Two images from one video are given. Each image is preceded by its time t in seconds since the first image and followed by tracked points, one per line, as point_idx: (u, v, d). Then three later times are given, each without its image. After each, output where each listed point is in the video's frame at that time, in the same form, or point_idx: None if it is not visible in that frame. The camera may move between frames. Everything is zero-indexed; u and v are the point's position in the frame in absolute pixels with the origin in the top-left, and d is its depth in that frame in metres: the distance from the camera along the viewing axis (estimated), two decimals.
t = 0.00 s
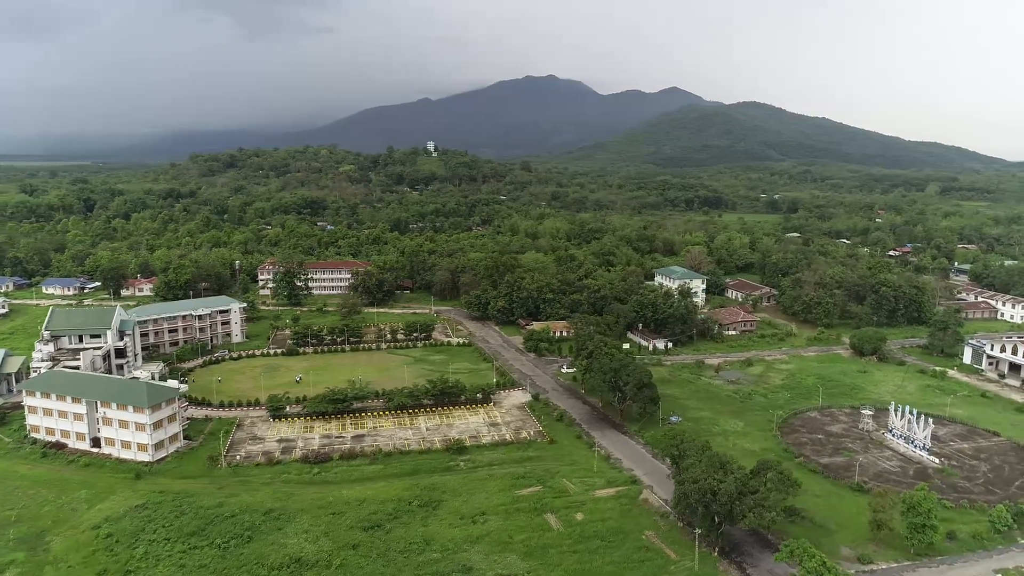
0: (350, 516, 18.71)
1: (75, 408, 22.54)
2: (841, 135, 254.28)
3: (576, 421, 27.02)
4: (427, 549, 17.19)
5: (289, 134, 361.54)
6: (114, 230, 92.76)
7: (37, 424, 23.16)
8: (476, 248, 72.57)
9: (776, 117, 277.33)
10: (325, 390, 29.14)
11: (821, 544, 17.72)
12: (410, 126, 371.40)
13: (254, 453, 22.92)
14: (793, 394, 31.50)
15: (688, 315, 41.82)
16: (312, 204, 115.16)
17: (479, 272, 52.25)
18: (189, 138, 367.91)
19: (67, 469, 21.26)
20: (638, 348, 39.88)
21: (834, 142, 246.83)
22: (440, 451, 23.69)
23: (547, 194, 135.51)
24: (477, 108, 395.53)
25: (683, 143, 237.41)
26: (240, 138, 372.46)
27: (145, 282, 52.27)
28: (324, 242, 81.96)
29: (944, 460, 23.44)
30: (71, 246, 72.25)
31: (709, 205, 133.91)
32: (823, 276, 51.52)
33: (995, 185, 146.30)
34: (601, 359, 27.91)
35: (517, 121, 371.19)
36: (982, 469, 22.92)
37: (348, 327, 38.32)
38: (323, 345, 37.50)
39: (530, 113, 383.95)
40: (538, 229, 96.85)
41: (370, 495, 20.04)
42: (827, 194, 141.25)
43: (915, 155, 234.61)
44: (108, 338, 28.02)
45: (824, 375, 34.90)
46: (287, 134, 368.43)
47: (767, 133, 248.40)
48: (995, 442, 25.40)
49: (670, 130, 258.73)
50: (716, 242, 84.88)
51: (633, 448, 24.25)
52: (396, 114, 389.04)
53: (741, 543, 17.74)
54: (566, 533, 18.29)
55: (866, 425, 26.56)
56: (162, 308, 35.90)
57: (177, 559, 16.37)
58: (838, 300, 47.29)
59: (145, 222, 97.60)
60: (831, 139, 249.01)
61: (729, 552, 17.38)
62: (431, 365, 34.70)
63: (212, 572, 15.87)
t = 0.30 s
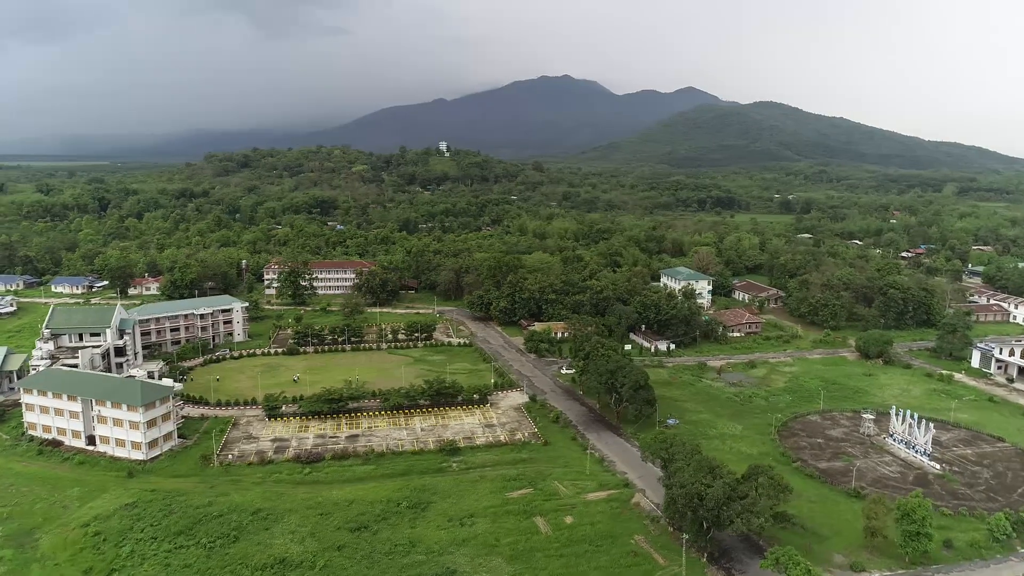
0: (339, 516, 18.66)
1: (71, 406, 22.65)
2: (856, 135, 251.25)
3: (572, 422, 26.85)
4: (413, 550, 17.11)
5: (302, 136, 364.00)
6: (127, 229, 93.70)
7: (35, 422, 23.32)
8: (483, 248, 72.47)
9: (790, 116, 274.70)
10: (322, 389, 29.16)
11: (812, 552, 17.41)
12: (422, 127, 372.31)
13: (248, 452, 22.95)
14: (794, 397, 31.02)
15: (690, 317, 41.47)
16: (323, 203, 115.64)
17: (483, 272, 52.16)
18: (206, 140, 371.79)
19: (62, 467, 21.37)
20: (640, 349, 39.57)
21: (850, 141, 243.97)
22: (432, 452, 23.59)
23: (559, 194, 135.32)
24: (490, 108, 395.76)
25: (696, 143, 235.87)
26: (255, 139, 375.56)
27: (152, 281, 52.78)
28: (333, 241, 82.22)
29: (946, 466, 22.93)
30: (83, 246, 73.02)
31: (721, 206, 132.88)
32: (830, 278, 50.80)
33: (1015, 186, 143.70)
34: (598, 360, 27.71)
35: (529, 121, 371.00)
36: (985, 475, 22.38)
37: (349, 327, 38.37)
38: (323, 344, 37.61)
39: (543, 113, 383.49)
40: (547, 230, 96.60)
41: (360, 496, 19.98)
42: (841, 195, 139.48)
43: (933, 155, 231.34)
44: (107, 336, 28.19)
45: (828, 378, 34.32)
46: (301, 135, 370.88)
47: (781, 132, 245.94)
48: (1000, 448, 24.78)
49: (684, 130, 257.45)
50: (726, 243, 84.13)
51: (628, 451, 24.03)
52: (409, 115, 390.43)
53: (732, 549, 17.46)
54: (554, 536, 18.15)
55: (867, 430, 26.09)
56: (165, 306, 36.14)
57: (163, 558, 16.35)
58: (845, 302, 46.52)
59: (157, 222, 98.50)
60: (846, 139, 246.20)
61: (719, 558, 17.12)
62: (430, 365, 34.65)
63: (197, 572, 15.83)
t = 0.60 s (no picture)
0: (329, 516, 18.67)
1: (71, 404, 22.88)
2: (878, 135, 247.16)
3: (571, 424, 26.65)
4: (400, 552, 17.04)
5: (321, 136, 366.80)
6: (143, 228, 94.89)
7: (37, 419, 23.60)
8: (493, 248, 72.32)
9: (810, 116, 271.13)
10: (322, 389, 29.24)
11: (807, 559, 17.05)
12: (439, 127, 373.27)
13: (245, 451, 23.05)
14: (799, 401, 30.51)
15: (697, 318, 41.01)
16: (338, 203, 116.29)
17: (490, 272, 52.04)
18: (226, 141, 375.90)
19: (61, 463, 21.60)
20: (645, 351, 39.26)
21: (871, 141, 240.03)
22: (428, 453, 23.51)
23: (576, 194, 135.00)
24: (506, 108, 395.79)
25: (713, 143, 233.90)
26: (274, 140, 379.04)
27: (163, 279, 53.48)
28: (345, 241, 82.63)
29: (951, 473, 22.40)
30: (100, 244, 73.99)
31: (737, 206, 131.43)
32: (842, 279, 49.93)
33: None
34: (598, 362, 27.48)
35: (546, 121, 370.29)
36: (991, 483, 21.82)
37: (353, 326, 38.49)
38: (328, 343, 37.75)
39: (559, 112, 382.59)
40: (560, 230, 96.20)
41: (353, 496, 19.96)
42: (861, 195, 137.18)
43: (957, 154, 226.90)
44: (111, 335, 28.50)
45: (835, 381, 33.75)
46: (319, 135, 373.55)
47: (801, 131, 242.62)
48: (1009, 454, 24.15)
49: (701, 131, 255.35)
50: (740, 243, 83.20)
51: (625, 454, 23.78)
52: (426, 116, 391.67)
53: (723, 555, 17.16)
54: (544, 539, 17.99)
55: (871, 435, 25.57)
56: (171, 304, 36.51)
57: (152, 555, 16.42)
58: (856, 304, 45.70)
59: (173, 221, 99.63)
60: (867, 138, 242.45)
61: (710, 564, 16.83)
62: (432, 365, 34.62)
63: (184, 570, 15.89)
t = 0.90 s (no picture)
0: (321, 516, 18.68)
1: (74, 401, 23.16)
2: (901, 135, 242.89)
3: (571, 426, 26.45)
4: (389, 553, 16.99)
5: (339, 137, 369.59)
6: (161, 227, 96.18)
7: (40, 415, 23.92)
8: (505, 248, 72.19)
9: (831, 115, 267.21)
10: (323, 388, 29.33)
11: (802, 567, 16.70)
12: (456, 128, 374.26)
13: (243, 449, 23.18)
14: (805, 405, 29.98)
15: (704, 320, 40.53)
16: (353, 203, 116.96)
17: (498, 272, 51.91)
18: (247, 142, 380.20)
19: (61, 460, 21.89)
20: (651, 352, 38.92)
21: (894, 141, 235.93)
22: (424, 453, 23.46)
23: (591, 194, 134.40)
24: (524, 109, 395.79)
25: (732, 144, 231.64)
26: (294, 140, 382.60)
27: (175, 278, 54.29)
28: (358, 240, 83.02)
29: (957, 480, 21.86)
30: (118, 242, 75.02)
31: (755, 206, 129.90)
32: (856, 281, 49.01)
33: None
34: (599, 364, 27.26)
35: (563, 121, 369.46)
36: (997, 491, 21.25)
37: (359, 326, 38.61)
38: (333, 342, 37.89)
39: (577, 112, 381.53)
40: (574, 231, 95.78)
41: (345, 496, 19.94)
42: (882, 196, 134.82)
43: (983, 155, 222.18)
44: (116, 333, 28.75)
45: (844, 385, 33.13)
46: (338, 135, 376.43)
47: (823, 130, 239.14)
48: (1019, 462, 23.52)
49: (720, 131, 253.12)
50: (755, 244, 82.21)
51: (623, 456, 23.53)
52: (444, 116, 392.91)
53: (716, 561, 16.85)
54: (534, 542, 17.83)
55: (877, 441, 25.06)
56: (179, 302, 36.83)
57: (142, 553, 16.54)
58: (869, 306, 44.85)
59: (190, 220, 100.87)
60: (889, 138, 238.41)
61: (702, 570, 16.54)
62: (435, 365, 34.59)
63: (173, 568, 15.97)
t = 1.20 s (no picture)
0: (314, 515, 18.72)
1: (77, 398, 23.49)
2: (926, 135, 238.33)
3: (571, 428, 26.24)
4: (378, 554, 16.96)
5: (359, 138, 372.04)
6: (179, 227, 97.51)
7: (45, 411, 24.30)
8: (517, 248, 72.09)
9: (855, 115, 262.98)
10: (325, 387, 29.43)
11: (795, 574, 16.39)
12: (474, 129, 375.03)
13: (242, 447, 23.34)
14: (812, 409, 29.48)
15: (713, 322, 40.09)
16: (369, 202, 117.65)
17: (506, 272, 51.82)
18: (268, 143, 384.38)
19: (63, 456, 22.21)
20: (658, 354, 38.61)
21: (919, 141, 231.48)
22: (421, 454, 23.41)
23: (607, 194, 133.76)
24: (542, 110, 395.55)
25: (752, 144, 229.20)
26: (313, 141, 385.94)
27: (188, 277, 55.25)
28: (372, 240, 83.49)
29: (963, 488, 21.34)
30: (136, 242, 76.17)
31: (773, 207, 128.37)
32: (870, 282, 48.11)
33: None
34: (600, 365, 27.03)
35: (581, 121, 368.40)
36: (1005, 500, 20.70)
37: (365, 325, 38.75)
38: (339, 341, 38.08)
39: (595, 113, 380.32)
40: (588, 232, 95.38)
41: (339, 495, 19.96)
42: (906, 198, 132.37)
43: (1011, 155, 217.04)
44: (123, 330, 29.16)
45: (853, 389, 32.54)
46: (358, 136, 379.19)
47: (845, 130, 235.37)
48: None
49: (740, 132, 250.66)
50: (771, 245, 81.16)
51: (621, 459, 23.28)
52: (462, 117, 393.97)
53: (708, 567, 16.58)
54: (525, 545, 17.69)
55: (882, 446, 24.54)
56: (187, 301, 37.29)
57: (134, 550, 16.65)
58: (883, 308, 43.96)
59: (208, 219, 102.16)
60: (914, 138, 234.03)
61: None
62: (439, 365, 34.59)
63: (163, 566, 16.07)
